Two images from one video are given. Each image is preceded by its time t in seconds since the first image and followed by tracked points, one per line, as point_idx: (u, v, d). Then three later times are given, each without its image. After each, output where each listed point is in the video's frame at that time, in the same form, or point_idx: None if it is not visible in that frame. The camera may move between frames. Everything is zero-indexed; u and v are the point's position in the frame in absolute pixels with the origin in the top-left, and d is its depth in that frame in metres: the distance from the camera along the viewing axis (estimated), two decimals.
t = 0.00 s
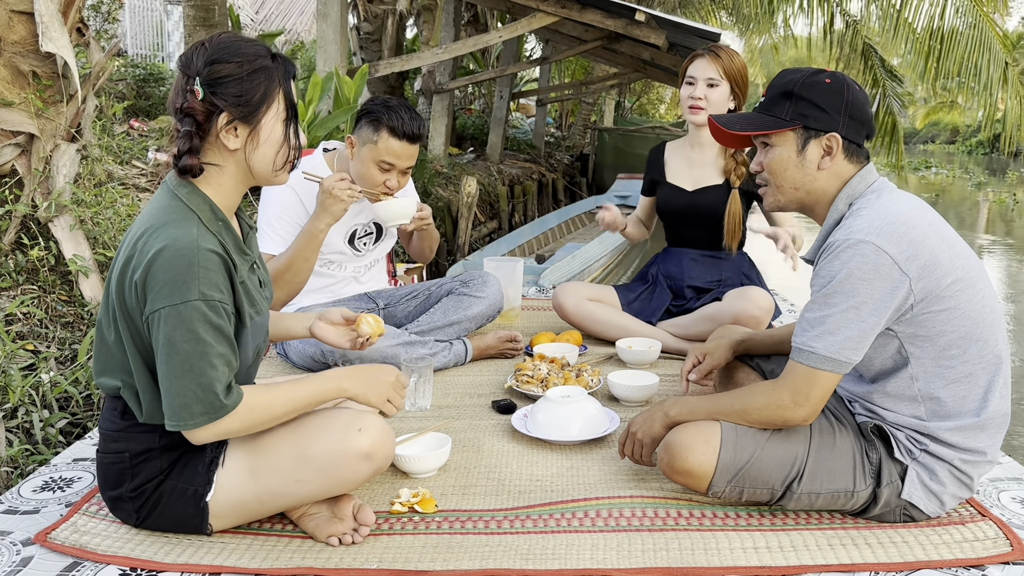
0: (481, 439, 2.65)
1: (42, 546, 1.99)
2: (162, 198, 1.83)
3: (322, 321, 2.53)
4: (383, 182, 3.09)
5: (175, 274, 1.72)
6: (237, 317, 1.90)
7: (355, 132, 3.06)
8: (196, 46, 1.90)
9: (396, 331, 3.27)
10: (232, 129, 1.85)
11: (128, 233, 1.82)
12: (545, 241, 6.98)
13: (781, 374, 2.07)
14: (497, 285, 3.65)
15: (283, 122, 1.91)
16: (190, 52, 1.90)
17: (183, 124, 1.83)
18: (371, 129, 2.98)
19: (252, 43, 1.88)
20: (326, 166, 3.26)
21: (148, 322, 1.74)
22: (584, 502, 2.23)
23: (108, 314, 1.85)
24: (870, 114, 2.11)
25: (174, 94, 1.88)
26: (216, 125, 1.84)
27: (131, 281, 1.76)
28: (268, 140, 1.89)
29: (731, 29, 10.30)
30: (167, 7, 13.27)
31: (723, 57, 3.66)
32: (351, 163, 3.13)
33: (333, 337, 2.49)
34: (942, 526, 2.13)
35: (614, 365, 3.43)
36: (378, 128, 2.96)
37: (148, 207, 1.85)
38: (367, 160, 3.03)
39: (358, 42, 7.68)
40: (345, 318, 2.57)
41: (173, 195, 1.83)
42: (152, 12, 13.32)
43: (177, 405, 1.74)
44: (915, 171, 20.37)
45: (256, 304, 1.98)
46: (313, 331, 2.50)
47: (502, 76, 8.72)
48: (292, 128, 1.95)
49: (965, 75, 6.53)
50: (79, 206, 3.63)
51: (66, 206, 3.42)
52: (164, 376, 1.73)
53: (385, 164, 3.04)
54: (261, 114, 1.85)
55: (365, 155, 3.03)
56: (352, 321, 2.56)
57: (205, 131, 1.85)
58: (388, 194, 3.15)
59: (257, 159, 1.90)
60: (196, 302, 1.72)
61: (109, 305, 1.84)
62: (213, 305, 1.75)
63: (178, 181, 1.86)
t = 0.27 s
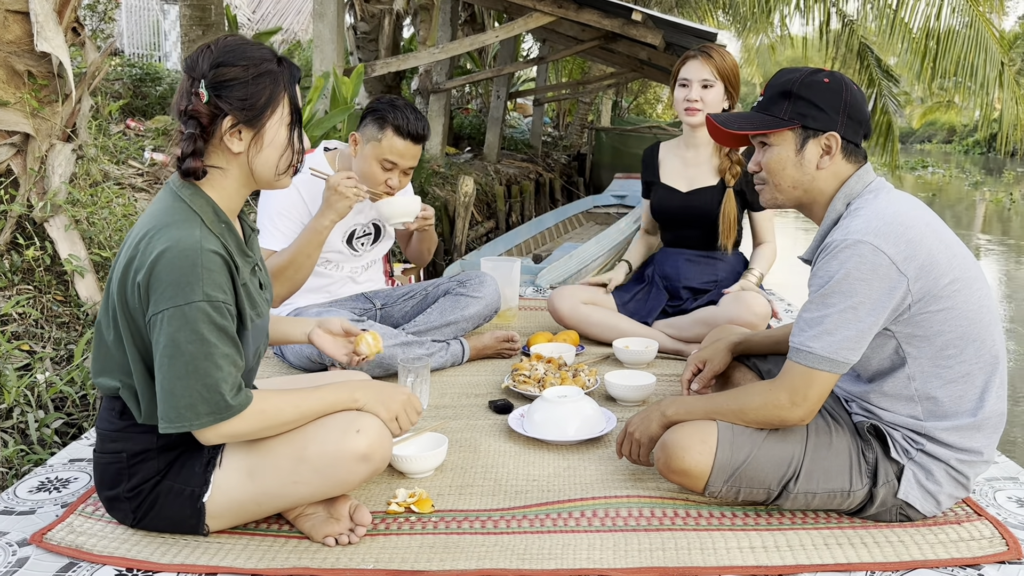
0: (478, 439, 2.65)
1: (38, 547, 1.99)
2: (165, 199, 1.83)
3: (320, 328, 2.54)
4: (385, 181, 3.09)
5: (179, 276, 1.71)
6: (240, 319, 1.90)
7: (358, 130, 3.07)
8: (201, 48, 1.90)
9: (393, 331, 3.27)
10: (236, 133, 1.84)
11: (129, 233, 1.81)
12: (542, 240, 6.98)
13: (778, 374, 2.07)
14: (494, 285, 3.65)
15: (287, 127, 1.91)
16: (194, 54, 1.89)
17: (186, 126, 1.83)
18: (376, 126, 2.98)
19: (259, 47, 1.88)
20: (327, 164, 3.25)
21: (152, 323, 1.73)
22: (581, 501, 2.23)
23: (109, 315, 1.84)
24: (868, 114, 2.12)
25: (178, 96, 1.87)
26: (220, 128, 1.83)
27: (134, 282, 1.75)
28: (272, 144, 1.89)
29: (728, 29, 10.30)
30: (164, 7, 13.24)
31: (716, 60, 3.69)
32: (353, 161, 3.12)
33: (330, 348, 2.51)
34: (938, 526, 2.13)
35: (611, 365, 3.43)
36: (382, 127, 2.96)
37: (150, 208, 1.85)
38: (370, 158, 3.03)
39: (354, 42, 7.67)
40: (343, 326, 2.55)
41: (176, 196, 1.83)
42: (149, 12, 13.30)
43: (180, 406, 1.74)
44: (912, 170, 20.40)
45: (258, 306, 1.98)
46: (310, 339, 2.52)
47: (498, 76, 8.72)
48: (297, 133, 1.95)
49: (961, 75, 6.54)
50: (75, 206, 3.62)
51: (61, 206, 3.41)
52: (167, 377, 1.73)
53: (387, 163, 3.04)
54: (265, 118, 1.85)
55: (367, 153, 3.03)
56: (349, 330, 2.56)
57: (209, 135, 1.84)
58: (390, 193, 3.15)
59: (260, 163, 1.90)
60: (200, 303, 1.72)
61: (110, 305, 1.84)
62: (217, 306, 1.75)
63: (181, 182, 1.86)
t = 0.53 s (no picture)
0: (477, 439, 2.65)
1: (36, 548, 1.98)
2: (167, 199, 1.82)
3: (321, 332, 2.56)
4: (392, 182, 3.07)
5: (181, 275, 1.71)
6: (241, 319, 1.90)
7: (361, 134, 3.07)
8: (219, 46, 1.89)
9: (391, 331, 3.27)
10: (246, 134, 1.83)
11: (131, 232, 1.80)
12: (540, 240, 6.98)
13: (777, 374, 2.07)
14: (492, 285, 3.65)
15: (296, 135, 1.91)
16: (212, 51, 1.88)
17: (197, 121, 1.81)
18: (378, 131, 2.98)
19: (279, 54, 1.88)
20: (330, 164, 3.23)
21: (153, 322, 1.73)
22: (579, 501, 2.23)
23: (109, 313, 1.84)
24: (864, 115, 2.12)
25: (191, 90, 1.85)
26: (230, 126, 1.82)
27: (136, 281, 1.75)
28: (280, 150, 1.88)
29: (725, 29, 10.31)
30: (161, 6, 13.22)
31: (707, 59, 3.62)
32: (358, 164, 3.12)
33: (330, 353, 2.54)
34: (936, 525, 2.14)
35: (609, 365, 3.43)
36: (385, 129, 2.95)
37: (152, 207, 1.84)
38: (375, 161, 3.03)
39: (352, 42, 7.67)
40: (343, 332, 2.58)
41: (178, 196, 1.82)
42: (145, 11, 13.29)
43: (180, 406, 1.74)
44: (908, 170, 20.44)
45: (260, 306, 1.98)
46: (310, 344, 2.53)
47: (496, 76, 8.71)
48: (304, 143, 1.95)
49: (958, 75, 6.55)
50: (72, 205, 3.61)
51: (58, 206, 3.40)
52: (168, 376, 1.73)
53: (392, 164, 3.02)
54: (277, 123, 1.85)
55: (371, 155, 3.02)
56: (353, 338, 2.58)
57: (218, 131, 1.82)
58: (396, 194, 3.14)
59: (266, 167, 1.89)
60: (202, 302, 1.72)
61: (110, 304, 1.83)
62: (219, 306, 1.74)
63: (184, 182, 1.85)
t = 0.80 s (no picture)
0: (476, 439, 2.65)
1: (36, 548, 1.98)
2: (171, 196, 1.82)
3: (321, 340, 2.53)
4: (393, 181, 3.07)
5: (186, 271, 1.71)
6: (245, 316, 1.90)
7: (360, 135, 3.07)
8: (224, 46, 1.88)
9: (390, 331, 3.27)
10: (254, 135, 1.83)
11: (135, 230, 1.80)
12: (538, 240, 6.99)
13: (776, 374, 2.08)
14: (491, 285, 3.64)
15: (300, 138, 1.92)
16: (220, 51, 1.88)
17: (205, 120, 1.80)
18: (377, 130, 2.98)
19: (284, 57, 1.89)
20: (329, 163, 3.23)
21: (156, 318, 1.73)
22: (579, 501, 2.23)
23: (111, 311, 1.83)
24: (862, 115, 2.12)
25: (197, 88, 1.83)
26: (238, 126, 1.81)
27: (139, 278, 1.75)
28: (286, 152, 1.89)
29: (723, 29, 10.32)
30: (159, 6, 13.19)
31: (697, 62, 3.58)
32: (358, 165, 3.12)
33: (328, 362, 2.50)
34: (935, 525, 2.14)
35: (608, 365, 3.44)
36: (383, 129, 2.96)
37: (155, 204, 1.84)
38: (375, 160, 3.03)
39: (350, 42, 7.66)
40: (342, 341, 2.53)
41: (182, 193, 1.82)
42: (143, 11, 13.27)
43: (183, 402, 1.74)
44: (906, 170, 20.47)
45: (262, 304, 1.98)
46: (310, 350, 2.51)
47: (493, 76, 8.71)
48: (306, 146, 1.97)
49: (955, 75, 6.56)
50: (70, 206, 3.60)
51: (56, 207, 3.39)
52: (172, 372, 1.72)
53: (391, 163, 3.02)
54: (284, 126, 1.85)
55: (371, 155, 3.03)
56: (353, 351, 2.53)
57: (226, 131, 1.82)
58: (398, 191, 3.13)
59: (270, 168, 1.89)
60: (206, 298, 1.72)
61: (113, 301, 1.83)
62: (223, 302, 1.75)
63: (188, 179, 1.85)
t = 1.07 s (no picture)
0: (476, 439, 2.65)
1: (36, 548, 1.98)
2: (177, 196, 1.82)
3: (320, 344, 2.51)
4: (385, 173, 3.06)
5: (192, 270, 1.71)
6: (250, 315, 1.90)
7: (349, 130, 3.07)
8: (219, 45, 1.84)
9: (390, 331, 3.27)
10: (264, 135, 1.84)
11: (140, 229, 1.80)
12: (537, 241, 7.00)
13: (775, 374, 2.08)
14: (491, 285, 3.65)
15: (304, 132, 1.93)
16: (216, 51, 1.85)
17: (216, 126, 1.78)
18: (365, 123, 2.97)
19: (280, 52, 1.87)
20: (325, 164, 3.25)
21: (162, 317, 1.73)
22: (579, 501, 2.23)
23: (116, 310, 1.83)
24: (861, 116, 2.12)
25: (200, 92, 1.81)
26: (249, 128, 1.81)
27: (145, 277, 1.75)
28: (293, 149, 1.90)
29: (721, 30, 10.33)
30: (157, 7, 13.19)
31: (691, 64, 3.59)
32: (351, 161, 3.12)
33: (326, 365, 2.49)
34: (934, 524, 2.15)
35: (607, 365, 3.44)
36: (372, 121, 2.95)
37: (160, 204, 1.84)
38: (366, 154, 3.02)
39: (348, 42, 7.67)
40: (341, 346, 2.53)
41: (187, 193, 1.83)
42: (141, 11, 13.26)
43: (189, 399, 1.74)
44: (904, 170, 20.51)
45: (267, 303, 1.98)
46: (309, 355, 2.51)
47: (492, 76, 8.72)
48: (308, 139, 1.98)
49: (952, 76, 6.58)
50: (69, 206, 3.60)
51: (55, 207, 3.39)
52: (178, 371, 1.72)
53: (383, 156, 3.01)
54: (292, 123, 1.86)
55: (362, 149, 3.02)
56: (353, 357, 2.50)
57: (237, 134, 1.81)
58: (392, 185, 3.12)
59: (280, 168, 1.90)
60: (213, 296, 1.72)
61: (117, 300, 1.83)
62: (229, 300, 1.75)
63: (193, 180, 1.85)
